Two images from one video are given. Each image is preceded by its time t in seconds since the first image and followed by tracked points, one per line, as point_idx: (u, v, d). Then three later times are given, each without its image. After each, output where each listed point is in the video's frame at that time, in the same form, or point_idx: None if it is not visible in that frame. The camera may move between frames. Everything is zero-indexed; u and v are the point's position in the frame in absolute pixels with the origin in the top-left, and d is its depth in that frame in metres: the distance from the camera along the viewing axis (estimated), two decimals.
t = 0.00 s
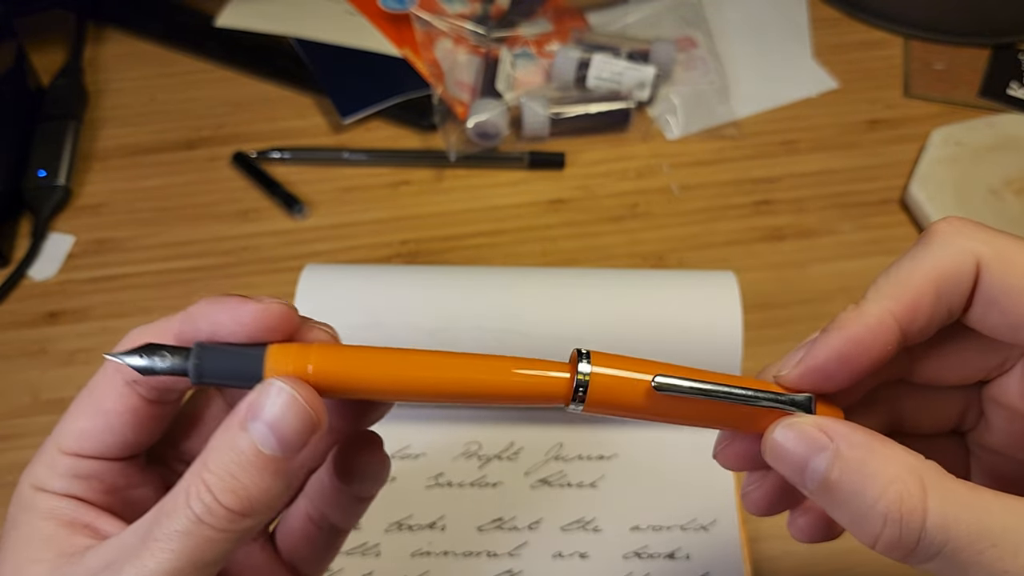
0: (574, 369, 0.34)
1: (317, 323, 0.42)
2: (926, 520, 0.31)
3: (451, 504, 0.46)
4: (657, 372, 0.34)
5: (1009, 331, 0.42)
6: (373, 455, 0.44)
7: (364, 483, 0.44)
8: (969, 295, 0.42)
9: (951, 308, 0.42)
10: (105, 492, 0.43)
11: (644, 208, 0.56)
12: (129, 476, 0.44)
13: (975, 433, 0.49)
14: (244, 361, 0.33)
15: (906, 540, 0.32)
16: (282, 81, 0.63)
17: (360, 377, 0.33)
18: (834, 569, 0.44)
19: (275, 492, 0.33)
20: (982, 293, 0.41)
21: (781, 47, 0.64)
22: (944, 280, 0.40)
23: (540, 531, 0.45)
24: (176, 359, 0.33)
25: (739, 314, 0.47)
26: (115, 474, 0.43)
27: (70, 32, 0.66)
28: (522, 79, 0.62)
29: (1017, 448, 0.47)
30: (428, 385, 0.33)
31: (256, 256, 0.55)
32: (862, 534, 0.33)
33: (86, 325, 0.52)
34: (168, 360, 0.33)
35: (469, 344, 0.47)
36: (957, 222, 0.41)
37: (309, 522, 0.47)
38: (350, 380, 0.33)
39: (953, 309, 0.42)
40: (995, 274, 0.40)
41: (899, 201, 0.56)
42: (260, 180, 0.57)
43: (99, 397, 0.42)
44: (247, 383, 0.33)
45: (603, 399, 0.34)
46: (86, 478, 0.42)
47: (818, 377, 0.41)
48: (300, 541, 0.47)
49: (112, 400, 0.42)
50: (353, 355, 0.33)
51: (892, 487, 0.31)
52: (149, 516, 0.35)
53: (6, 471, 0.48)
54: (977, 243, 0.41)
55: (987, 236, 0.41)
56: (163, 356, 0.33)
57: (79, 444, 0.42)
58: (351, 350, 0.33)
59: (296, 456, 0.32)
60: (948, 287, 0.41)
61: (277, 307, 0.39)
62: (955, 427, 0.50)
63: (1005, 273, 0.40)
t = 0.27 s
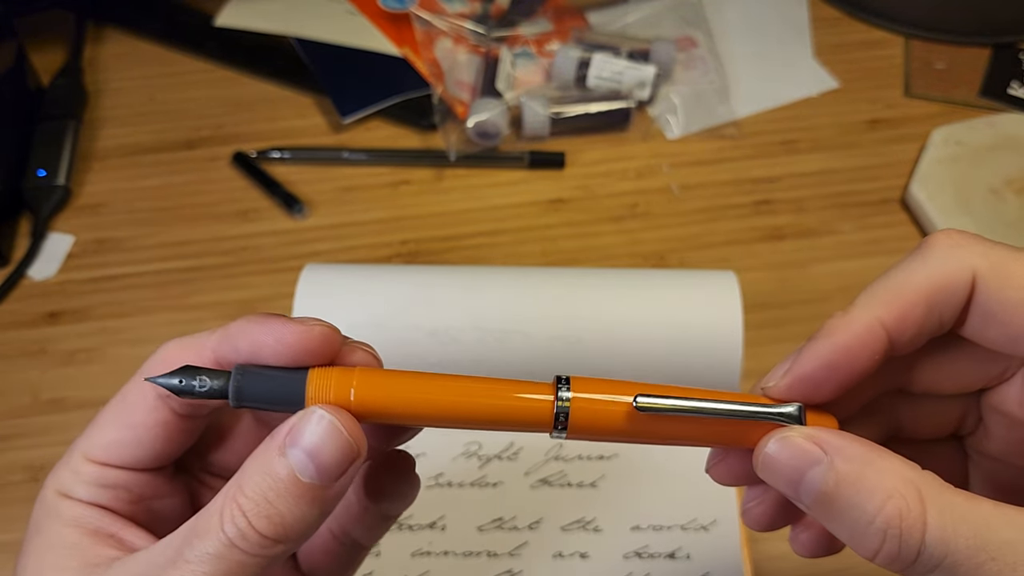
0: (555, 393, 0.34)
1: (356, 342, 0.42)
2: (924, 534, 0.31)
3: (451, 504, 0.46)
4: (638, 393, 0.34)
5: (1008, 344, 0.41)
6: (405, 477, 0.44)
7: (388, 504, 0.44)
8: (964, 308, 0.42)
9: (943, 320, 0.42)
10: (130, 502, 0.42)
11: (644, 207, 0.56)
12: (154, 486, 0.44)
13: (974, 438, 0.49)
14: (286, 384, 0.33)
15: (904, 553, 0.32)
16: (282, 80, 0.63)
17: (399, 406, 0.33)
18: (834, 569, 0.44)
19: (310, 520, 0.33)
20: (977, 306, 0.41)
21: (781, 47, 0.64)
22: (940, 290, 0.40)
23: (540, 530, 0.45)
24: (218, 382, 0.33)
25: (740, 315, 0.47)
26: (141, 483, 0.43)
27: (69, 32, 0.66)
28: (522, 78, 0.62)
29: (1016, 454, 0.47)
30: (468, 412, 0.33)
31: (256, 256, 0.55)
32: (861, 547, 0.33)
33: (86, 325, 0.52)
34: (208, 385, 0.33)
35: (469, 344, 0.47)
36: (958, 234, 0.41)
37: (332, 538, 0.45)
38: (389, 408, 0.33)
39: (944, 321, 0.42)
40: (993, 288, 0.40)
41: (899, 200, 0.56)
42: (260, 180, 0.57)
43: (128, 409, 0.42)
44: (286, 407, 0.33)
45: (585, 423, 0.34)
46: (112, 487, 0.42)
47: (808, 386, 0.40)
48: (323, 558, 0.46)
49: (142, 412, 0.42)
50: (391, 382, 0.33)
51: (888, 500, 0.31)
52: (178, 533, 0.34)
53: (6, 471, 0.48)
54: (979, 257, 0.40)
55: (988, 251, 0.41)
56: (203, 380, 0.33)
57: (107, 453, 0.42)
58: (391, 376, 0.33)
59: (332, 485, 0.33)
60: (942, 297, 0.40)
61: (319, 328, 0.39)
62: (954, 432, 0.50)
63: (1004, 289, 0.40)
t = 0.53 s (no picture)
0: (547, 400, 0.34)
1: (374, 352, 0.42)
2: (923, 540, 0.31)
3: (450, 504, 0.46)
4: (632, 397, 0.34)
5: (1011, 350, 0.41)
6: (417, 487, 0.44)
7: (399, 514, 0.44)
8: (966, 311, 0.41)
9: (943, 323, 0.41)
10: (143, 508, 0.42)
11: (644, 207, 0.56)
12: (166, 492, 0.44)
13: (973, 440, 0.49)
14: (301, 400, 0.33)
15: (904, 559, 0.32)
16: (282, 80, 0.63)
17: (414, 416, 0.33)
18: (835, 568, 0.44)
19: (326, 533, 0.33)
20: (979, 309, 0.41)
21: (781, 47, 0.64)
22: (941, 293, 0.40)
23: (540, 530, 0.45)
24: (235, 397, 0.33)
25: (740, 314, 0.47)
26: (153, 490, 0.43)
27: (69, 32, 0.66)
28: (522, 78, 0.62)
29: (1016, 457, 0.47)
30: (484, 421, 0.33)
31: (256, 256, 0.55)
32: (861, 553, 0.33)
33: (86, 325, 0.52)
34: (224, 402, 0.33)
35: (468, 344, 0.47)
36: (960, 237, 0.41)
37: (342, 543, 0.45)
38: (407, 419, 0.33)
39: (945, 323, 0.41)
40: (995, 292, 0.40)
41: (899, 200, 0.56)
42: (260, 180, 0.57)
43: (143, 415, 0.42)
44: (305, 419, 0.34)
45: (581, 427, 0.34)
46: (125, 493, 0.42)
47: (807, 389, 0.40)
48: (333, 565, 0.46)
49: (156, 419, 0.42)
50: (408, 392, 0.33)
51: (887, 506, 0.31)
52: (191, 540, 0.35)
53: (6, 471, 0.48)
54: (982, 259, 0.40)
55: (990, 253, 0.40)
56: (219, 397, 0.33)
57: (119, 459, 0.42)
58: (407, 386, 0.34)
59: (348, 500, 0.33)
60: (942, 299, 0.40)
61: (336, 342, 0.39)
62: (953, 434, 0.50)
63: (1007, 292, 0.40)
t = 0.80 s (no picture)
0: (549, 408, 0.34)
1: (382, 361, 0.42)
2: (920, 545, 0.31)
3: (451, 503, 0.46)
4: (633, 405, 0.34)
5: (1012, 354, 0.41)
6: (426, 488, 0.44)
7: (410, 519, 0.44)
8: (966, 316, 0.42)
9: (943, 328, 0.41)
10: (154, 514, 0.43)
11: (643, 208, 0.56)
12: (177, 498, 0.44)
13: (971, 440, 0.49)
14: (306, 409, 0.34)
15: (901, 562, 0.32)
16: (282, 81, 0.63)
17: (423, 425, 0.33)
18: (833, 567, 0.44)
19: (336, 543, 0.34)
20: (979, 313, 0.41)
21: (781, 47, 0.64)
22: (941, 298, 0.40)
23: (540, 529, 0.45)
24: (242, 408, 0.34)
25: (739, 314, 0.47)
26: (164, 496, 0.43)
27: (70, 32, 0.66)
28: (522, 79, 0.62)
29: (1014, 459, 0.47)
30: (493, 428, 0.33)
31: (257, 256, 0.55)
32: (857, 555, 0.33)
33: (87, 325, 0.52)
34: (231, 412, 0.34)
35: (469, 344, 0.47)
36: (960, 241, 0.41)
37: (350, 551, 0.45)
38: (414, 428, 0.33)
39: (945, 329, 0.42)
40: (996, 297, 0.40)
41: (898, 200, 0.56)
42: (261, 180, 0.57)
43: (156, 423, 0.42)
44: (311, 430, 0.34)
45: (581, 435, 0.34)
46: (136, 499, 0.42)
47: (806, 395, 0.40)
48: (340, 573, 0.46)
49: (169, 426, 0.42)
50: (413, 402, 0.33)
51: (884, 511, 0.32)
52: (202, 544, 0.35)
53: (7, 471, 0.48)
54: (983, 264, 0.40)
55: (991, 258, 0.41)
56: (225, 407, 0.34)
57: (132, 465, 0.42)
58: (414, 396, 0.34)
59: (358, 510, 0.33)
60: (941, 304, 0.40)
61: (349, 351, 0.39)
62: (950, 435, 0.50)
63: (1007, 297, 0.40)
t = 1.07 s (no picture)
0: (544, 414, 0.34)
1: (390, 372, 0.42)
2: (906, 553, 0.32)
3: (451, 503, 0.46)
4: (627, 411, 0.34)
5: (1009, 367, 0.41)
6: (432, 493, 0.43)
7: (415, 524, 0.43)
8: (966, 336, 0.41)
9: (943, 349, 0.41)
10: (164, 519, 0.43)
11: (643, 208, 0.56)
12: (187, 503, 0.44)
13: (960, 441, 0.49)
14: (306, 416, 0.34)
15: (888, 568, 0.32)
16: (283, 81, 0.63)
17: (423, 432, 0.33)
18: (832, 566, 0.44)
19: (342, 546, 0.34)
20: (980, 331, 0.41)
21: (780, 47, 0.64)
22: (942, 317, 0.40)
23: (540, 529, 0.45)
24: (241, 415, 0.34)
25: (739, 314, 0.47)
26: (174, 501, 0.43)
27: (71, 32, 0.66)
28: (522, 79, 0.63)
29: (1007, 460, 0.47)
30: (492, 436, 0.33)
31: (257, 256, 0.55)
32: (846, 559, 0.34)
33: (87, 325, 0.52)
34: (229, 419, 0.34)
35: (469, 343, 0.47)
36: (955, 258, 0.40)
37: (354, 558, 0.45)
38: (411, 435, 0.34)
39: (946, 349, 0.41)
40: (996, 315, 0.40)
41: (897, 200, 0.56)
42: (261, 180, 0.58)
43: (169, 431, 0.42)
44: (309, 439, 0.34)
45: (576, 441, 0.34)
46: (147, 504, 0.42)
47: (814, 405, 0.39)
48: None
49: (181, 436, 0.42)
50: (412, 409, 0.34)
51: (871, 521, 0.32)
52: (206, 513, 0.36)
53: (8, 470, 0.48)
54: (986, 281, 0.40)
55: (995, 274, 0.40)
56: (223, 414, 0.34)
57: (143, 471, 0.42)
58: (412, 403, 0.34)
59: (362, 515, 0.34)
60: (943, 322, 0.40)
61: (356, 360, 0.39)
62: (939, 434, 0.50)
63: (1009, 315, 0.39)
